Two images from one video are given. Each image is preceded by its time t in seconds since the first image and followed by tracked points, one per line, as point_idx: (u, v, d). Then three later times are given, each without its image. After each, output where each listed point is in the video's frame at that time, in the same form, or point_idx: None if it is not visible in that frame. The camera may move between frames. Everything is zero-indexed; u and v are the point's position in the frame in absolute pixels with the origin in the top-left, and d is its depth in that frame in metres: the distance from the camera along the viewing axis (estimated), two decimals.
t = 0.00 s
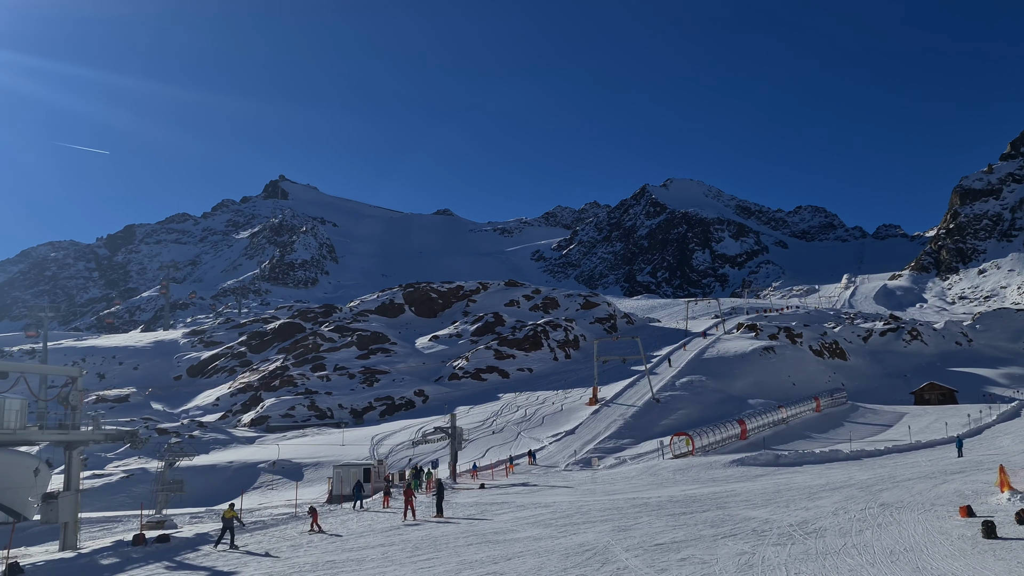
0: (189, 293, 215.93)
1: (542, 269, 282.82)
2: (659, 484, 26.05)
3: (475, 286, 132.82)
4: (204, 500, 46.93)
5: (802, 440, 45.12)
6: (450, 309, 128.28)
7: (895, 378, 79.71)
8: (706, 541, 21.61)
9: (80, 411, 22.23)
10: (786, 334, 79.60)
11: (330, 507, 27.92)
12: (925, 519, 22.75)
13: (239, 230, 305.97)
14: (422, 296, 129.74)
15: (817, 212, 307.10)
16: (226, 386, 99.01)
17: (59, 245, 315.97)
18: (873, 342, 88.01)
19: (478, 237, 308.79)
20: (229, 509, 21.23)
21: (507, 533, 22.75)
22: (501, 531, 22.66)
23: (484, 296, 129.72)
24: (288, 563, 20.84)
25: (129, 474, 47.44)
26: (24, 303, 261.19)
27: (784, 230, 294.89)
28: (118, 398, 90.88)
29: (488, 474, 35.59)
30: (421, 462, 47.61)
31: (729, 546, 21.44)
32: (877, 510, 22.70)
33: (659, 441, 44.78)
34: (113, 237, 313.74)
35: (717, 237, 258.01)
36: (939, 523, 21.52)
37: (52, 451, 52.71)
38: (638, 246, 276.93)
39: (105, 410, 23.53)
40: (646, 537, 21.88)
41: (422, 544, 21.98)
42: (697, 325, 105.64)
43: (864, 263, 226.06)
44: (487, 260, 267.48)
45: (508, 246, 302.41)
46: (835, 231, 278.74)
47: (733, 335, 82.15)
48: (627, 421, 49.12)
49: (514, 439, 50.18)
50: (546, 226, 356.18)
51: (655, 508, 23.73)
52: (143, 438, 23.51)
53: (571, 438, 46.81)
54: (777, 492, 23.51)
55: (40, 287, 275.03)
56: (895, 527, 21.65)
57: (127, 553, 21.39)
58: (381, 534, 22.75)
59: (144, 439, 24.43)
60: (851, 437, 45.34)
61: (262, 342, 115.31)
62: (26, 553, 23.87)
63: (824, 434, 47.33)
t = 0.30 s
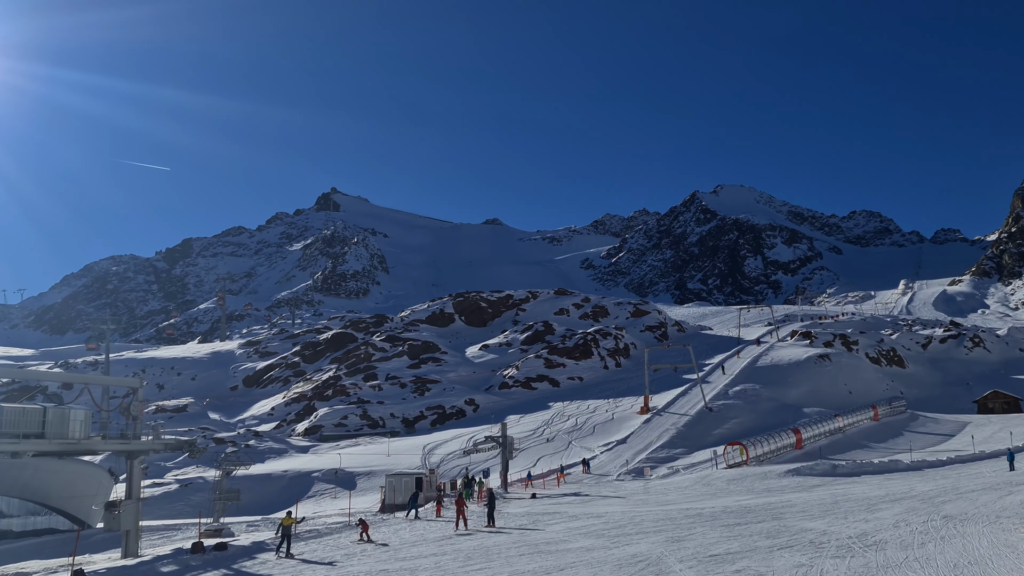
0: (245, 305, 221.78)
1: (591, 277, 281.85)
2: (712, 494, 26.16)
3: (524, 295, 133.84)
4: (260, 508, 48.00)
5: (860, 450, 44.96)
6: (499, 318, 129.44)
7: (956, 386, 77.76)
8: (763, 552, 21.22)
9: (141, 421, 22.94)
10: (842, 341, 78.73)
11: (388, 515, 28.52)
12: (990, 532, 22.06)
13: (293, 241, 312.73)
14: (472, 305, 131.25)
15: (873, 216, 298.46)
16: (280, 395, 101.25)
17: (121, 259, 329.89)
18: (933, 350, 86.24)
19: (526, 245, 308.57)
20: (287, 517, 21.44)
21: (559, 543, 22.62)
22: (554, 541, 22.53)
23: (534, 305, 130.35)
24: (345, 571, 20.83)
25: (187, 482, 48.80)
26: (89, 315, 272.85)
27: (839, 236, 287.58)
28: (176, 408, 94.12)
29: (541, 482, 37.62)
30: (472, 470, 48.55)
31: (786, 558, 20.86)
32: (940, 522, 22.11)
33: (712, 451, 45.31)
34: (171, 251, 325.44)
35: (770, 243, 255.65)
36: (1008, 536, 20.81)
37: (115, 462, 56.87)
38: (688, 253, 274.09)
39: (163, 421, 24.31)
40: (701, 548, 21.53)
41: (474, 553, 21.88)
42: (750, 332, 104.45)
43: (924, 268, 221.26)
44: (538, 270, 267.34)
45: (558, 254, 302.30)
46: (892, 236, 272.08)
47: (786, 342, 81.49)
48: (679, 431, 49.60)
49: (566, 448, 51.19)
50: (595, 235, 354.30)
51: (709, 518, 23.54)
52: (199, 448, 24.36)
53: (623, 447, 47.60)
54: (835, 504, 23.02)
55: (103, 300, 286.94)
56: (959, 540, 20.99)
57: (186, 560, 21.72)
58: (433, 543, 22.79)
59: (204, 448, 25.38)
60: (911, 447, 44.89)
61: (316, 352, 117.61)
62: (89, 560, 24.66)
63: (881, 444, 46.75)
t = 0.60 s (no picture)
0: (283, 322, 225.25)
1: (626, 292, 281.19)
2: (752, 514, 26.96)
3: (559, 311, 133.94)
4: (298, 526, 48.33)
5: (903, 468, 44.84)
6: (534, 334, 129.51)
7: (1002, 401, 75.81)
8: (804, 570, 20.57)
9: (181, 439, 23.46)
10: (882, 356, 77.80)
11: (425, 534, 29.68)
12: None
13: (329, 259, 316.66)
14: (507, 321, 131.84)
15: (913, 229, 292.22)
16: (317, 412, 102.80)
17: (162, 278, 337.82)
18: (978, 364, 84.09)
19: (560, 262, 308.91)
20: (322, 534, 21.56)
21: (597, 562, 22.41)
22: (592, 559, 22.36)
23: (569, 321, 130.37)
24: None
25: (227, 499, 50.12)
26: (132, 334, 279.72)
27: (878, 248, 282.73)
28: (215, 426, 96.63)
29: (577, 500, 39.40)
30: (508, 487, 49.18)
31: None
32: (987, 541, 21.51)
33: (750, 468, 45.83)
34: (211, 269, 332.59)
35: (807, 257, 254.92)
36: None
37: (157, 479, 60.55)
38: (723, 268, 272.06)
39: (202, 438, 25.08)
40: (740, 566, 21.10)
41: (511, 570, 21.67)
42: (788, 347, 103.51)
43: (967, 281, 217.83)
44: (571, 285, 267.16)
45: (592, 270, 302.23)
46: (932, 248, 267.11)
47: (826, 357, 80.90)
48: (716, 448, 50.14)
49: (603, 465, 51.99)
50: (630, 250, 352.45)
51: (749, 537, 23.25)
52: (239, 463, 24.62)
53: (660, 465, 48.24)
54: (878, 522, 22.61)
55: (145, 319, 293.87)
56: (1010, 559, 20.30)
57: None
58: (471, 560, 22.74)
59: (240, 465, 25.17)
60: (955, 465, 44.75)
61: (352, 369, 118.86)
62: None
63: (924, 462, 46.35)
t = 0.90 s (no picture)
0: (311, 337, 227.35)
1: (653, 305, 280.42)
2: (782, 529, 27.97)
3: (585, 326, 133.78)
4: (325, 540, 48.47)
5: (937, 484, 44.32)
6: (560, 348, 129.38)
7: None
8: None
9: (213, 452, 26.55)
10: (914, 370, 76.85)
11: (451, 549, 30.56)
12: None
13: (356, 275, 319.42)
14: (534, 336, 131.92)
15: (944, 240, 287.61)
16: (345, 427, 103.59)
17: (192, 295, 342.98)
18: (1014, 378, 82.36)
19: (586, 275, 308.66)
20: (351, 546, 21.61)
21: None
22: None
23: (596, 335, 130.21)
24: None
25: (255, 514, 50.98)
26: (162, 349, 283.96)
27: (908, 261, 278.86)
28: (244, 441, 97.97)
29: (606, 517, 39.83)
30: (535, 503, 49.45)
31: None
32: None
33: (780, 484, 45.67)
34: (240, 285, 337.47)
35: (836, 269, 252.03)
36: None
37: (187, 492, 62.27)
38: (752, 280, 270.45)
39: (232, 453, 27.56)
40: None
41: None
42: (818, 361, 102.57)
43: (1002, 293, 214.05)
44: (598, 300, 266.98)
45: (619, 284, 301.55)
46: (964, 260, 262.85)
47: (856, 371, 80.21)
48: (746, 463, 50.01)
49: (630, 481, 52.19)
50: (656, 264, 351.27)
51: (779, 553, 22.92)
52: (265, 480, 28.03)
53: (687, 481, 48.38)
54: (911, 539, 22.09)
55: (176, 335, 298.31)
56: None
57: None
58: None
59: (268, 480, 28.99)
60: (991, 481, 44.11)
61: (379, 384, 119.60)
62: None
63: (959, 478, 45.67)
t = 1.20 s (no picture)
0: (324, 346, 228.16)
1: (666, 315, 279.80)
2: (796, 540, 28.10)
3: (598, 335, 133.70)
4: (336, 549, 48.56)
5: (953, 495, 43.94)
6: (573, 358, 129.25)
7: None
8: None
9: (224, 462, 27.96)
10: (930, 381, 76.43)
11: (462, 559, 30.98)
12: None
13: (369, 284, 320.54)
14: (547, 345, 132.05)
15: (960, 250, 285.42)
16: (358, 437, 103.86)
17: (207, 304, 345.17)
18: None
19: (599, 285, 308.49)
20: (371, 558, 22.33)
21: None
22: None
23: (609, 345, 130.13)
24: None
25: (267, 523, 51.12)
26: (176, 358, 285.70)
27: (924, 270, 277.29)
28: (257, 449, 98.47)
29: (619, 528, 40.03)
30: (547, 513, 49.54)
31: None
32: None
33: (794, 494, 45.54)
34: (254, 294, 339.50)
35: (851, 279, 250.67)
36: None
37: (201, 500, 63.04)
38: (766, 291, 270.07)
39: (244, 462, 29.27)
40: None
41: None
42: (832, 371, 102.03)
43: (1020, 302, 211.87)
44: (610, 309, 266.76)
45: (632, 293, 301.25)
46: (981, 270, 260.91)
47: (871, 381, 79.88)
48: (760, 474, 49.91)
49: (643, 491, 52.27)
50: (669, 273, 350.75)
51: (794, 564, 22.79)
52: (276, 490, 28.83)
53: (701, 491, 48.44)
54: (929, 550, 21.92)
55: (190, 343, 300.06)
56: None
57: None
58: None
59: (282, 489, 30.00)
60: (1009, 492, 43.71)
61: (392, 394, 119.98)
62: None
63: (976, 490, 45.24)
